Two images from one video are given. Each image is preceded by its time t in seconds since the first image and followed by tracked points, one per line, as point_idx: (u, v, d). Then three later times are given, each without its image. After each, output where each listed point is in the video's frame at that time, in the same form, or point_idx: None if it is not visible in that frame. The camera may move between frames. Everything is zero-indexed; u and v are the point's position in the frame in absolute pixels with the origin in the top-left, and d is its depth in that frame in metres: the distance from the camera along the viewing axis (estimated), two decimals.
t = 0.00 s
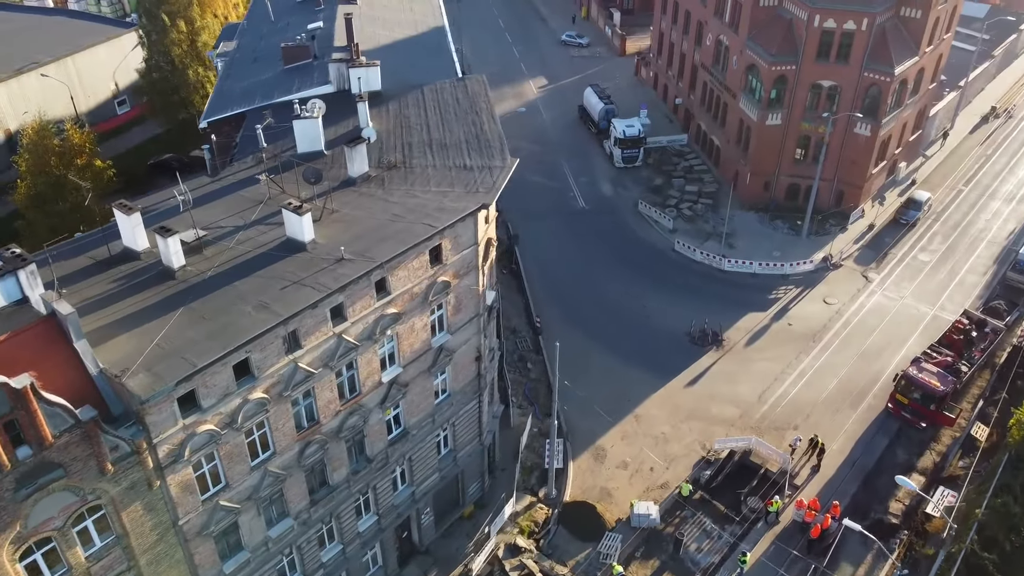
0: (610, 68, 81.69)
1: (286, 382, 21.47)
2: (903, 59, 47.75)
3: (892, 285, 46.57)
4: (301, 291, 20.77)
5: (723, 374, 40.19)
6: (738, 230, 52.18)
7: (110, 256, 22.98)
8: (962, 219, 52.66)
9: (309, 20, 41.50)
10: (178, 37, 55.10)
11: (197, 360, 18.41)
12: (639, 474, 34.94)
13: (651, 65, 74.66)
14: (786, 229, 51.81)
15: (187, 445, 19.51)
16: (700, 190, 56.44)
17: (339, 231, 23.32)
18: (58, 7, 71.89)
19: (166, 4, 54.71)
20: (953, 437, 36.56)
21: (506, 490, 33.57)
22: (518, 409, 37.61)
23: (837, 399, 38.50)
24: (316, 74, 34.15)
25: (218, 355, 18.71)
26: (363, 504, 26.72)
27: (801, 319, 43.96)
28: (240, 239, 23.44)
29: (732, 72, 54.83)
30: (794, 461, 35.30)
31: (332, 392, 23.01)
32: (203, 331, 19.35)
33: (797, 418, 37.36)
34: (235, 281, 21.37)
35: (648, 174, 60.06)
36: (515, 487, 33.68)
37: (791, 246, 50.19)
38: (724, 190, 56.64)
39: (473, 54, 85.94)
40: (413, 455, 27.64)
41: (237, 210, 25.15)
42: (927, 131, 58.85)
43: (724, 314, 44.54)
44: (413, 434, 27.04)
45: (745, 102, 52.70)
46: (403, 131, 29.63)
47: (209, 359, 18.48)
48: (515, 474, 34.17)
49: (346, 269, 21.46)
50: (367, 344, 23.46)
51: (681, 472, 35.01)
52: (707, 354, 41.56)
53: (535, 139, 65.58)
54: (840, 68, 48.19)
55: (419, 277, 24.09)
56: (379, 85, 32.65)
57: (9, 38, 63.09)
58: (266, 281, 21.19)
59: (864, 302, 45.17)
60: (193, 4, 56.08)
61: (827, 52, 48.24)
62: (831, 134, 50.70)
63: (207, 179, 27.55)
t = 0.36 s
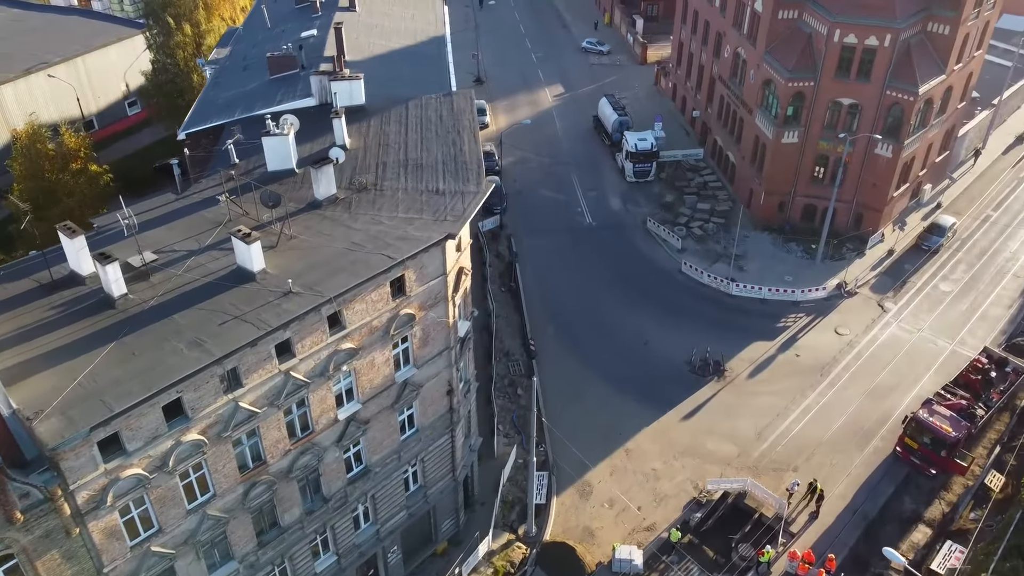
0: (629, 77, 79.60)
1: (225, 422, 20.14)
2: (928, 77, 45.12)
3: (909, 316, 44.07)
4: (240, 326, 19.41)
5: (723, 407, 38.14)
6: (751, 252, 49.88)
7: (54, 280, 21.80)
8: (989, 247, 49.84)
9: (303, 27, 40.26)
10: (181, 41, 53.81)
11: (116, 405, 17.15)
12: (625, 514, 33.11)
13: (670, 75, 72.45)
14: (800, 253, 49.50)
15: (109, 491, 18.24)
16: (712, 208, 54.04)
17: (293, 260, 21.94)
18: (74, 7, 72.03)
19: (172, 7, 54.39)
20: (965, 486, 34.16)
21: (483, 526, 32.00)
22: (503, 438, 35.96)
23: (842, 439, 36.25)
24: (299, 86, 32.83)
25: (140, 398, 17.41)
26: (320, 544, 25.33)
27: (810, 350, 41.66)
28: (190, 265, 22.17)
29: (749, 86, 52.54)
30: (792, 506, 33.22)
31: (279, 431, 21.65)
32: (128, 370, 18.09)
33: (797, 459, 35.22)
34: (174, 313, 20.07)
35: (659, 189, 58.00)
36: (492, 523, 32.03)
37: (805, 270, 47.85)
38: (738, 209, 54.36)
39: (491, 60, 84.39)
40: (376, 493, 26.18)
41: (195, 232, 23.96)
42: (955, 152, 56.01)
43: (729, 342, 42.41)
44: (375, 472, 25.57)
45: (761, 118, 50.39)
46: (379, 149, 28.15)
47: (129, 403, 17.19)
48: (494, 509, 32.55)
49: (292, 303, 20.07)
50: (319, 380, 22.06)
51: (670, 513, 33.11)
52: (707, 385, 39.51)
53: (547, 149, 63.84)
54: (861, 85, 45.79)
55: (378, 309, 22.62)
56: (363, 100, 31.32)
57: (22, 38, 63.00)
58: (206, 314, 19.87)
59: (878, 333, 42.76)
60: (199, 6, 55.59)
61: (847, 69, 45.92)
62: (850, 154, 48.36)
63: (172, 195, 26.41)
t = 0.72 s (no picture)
0: (647, 87, 77.48)
1: (157, 470, 18.79)
2: (954, 98, 42.48)
3: (927, 351, 41.59)
4: (172, 370, 18.06)
5: (722, 445, 36.12)
6: (762, 277, 47.63)
7: None
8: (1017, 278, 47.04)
9: (298, 36, 38.99)
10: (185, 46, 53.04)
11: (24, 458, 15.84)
12: (610, 559, 31.31)
13: (689, 86, 70.21)
14: (814, 279, 47.17)
15: (22, 547, 16.95)
16: (725, 228, 51.81)
17: (242, 294, 20.53)
18: (88, 7, 71.75)
19: (177, 11, 52.94)
20: (978, 542, 31.81)
21: (458, 568, 30.39)
22: (487, 471, 34.30)
23: (847, 484, 34.05)
24: (281, 99, 31.51)
25: (53, 450, 16.09)
26: None
27: (818, 385, 39.41)
28: (135, 296, 20.87)
29: (766, 103, 50.28)
30: (788, 558, 31.17)
31: (221, 477, 20.28)
32: (45, 417, 16.80)
33: (797, 505, 33.13)
34: (107, 351, 18.77)
35: (671, 206, 55.96)
36: (468, 565, 30.41)
37: (818, 298, 45.53)
38: (751, 230, 52.10)
39: (507, 67, 82.77)
40: (336, 537, 24.73)
41: (148, 257, 22.66)
42: (984, 175, 53.15)
43: (733, 373, 40.30)
44: (334, 516, 24.14)
45: (776, 136, 48.14)
46: (354, 171, 26.62)
47: (39, 456, 15.88)
48: (471, 549, 30.91)
49: (231, 345, 18.68)
50: (265, 424, 20.64)
51: (657, 560, 31.25)
52: (706, 420, 37.47)
53: (557, 161, 62.08)
54: (882, 105, 43.39)
55: (332, 348, 21.15)
56: (344, 116, 29.80)
57: (33, 38, 62.77)
58: (140, 354, 18.55)
59: (892, 369, 40.37)
60: (205, 9, 54.04)
61: (868, 87, 43.56)
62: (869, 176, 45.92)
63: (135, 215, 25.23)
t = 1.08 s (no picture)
0: (664, 99, 75.34)
1: (80, 529, 17.40)
2: (980, 122, 39.92)
3: (944, 390, 39.19)
4: (93, 426, 16.69)
5: (719, 488, 34.15)
6: (771, 304, 45.45)
7: None
8: None
9: (288, 48, 37.71)
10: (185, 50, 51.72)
11: None
12: None
13: (706, 99, 68.01)
14: (827, 308, 44.89)
15: None
16: (735, 251, 49.62)
17: (183, 337, 19.13)
18: (100, 10, 71.30)
19: (177, 16, 51.95)
20: None
21: None
22: (468, 510, 32.66)
23: (850, 537, 31.92)
24: (259, 117, 30.15)
25: None
26: None
27: (825, 425, 37.23)
28: (71, 335, 19.48)
29: (781, 121, 48.06)
30: None
31: (154, 533, 18.86)
32: None
33: (796, 558, 31.10)
34: (30, 399, 17.44)
35: (680, 226, 53.93)
36: None
37: (829, 330, 43.27)
38: (763, 254, 49.88)
39: (521, 75, 81.11)
40: None
41: (95, 291, 21.37)
42: (1013, 201, 50.40)
43: (734, 409, 38.25)
44: (287, 568, 22.65)
45: (790, 157, 45.93)
46: (323, 198, 25.09)
47: None
48: None
49: (160, 398, 17.28)
50: (204, 476, 19.17)
51: None
52: (703, 460, 35.52)
53: (565, 176, 60.32)
54: (902, 128, 41.07)
55: (280, 397, 19.63)
56: (322, 136, 28.23)
57: (41, 41, 62.35)
58: (64, 404, 17.21)
59: (905, 409, 38.04)
60: (207, 15, 52.88)
61: (887, 109, 41.26)
62: (888, 203, 43.56)
63: (92, 242, 24.00)
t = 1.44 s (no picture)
0: (678, 111, 73.20)
1: None
2: (1006, 148, 37.46)
3: (960, 434, 36.86)
4: None
5: (714, 536, 32.17)
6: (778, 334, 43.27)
7: None
8: None
9: (275, 61, 36.32)
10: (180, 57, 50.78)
11: None
12: None
13: (720, 113, 65.83)
14: (838, 340, 42.65)
15: None
16: (743, 276, 47.49)
17: (112, 389, 17.68)
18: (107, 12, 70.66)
19: (173, 23, 51.05)
20: None
21: None
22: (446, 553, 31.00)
23: None
24: (232, 137, 28.69)
25: None
26: None
27: (830, 469, 35.09)
28: None
29: (794, 142, 45.89)
30: None
31: None
32: None
33: None
34: None
35: (688, 247, 51.90)
36: None
37: (839, 363, 41.06)
38: (774, 279, 47.70)
39: (533, 84, 79.36)
40: None
41: (32, 329, 19.91)
42: None
43: (734, 449, 36.22)
44: None
45: (802, 180, 43.77)
46: (287, 228, 23.54)
47: None
48: None
49: (74, 462, 15.86)
50: (132, 540, 17.58)
51: None
52: (698, 504, 33.57)
53: (571, 191, 58.49)
54: (920, 153, 38.77)
55: (217, 454, 18.04)
56: (294, 160, 26.60)
57: (43, 44, 61.67)
58: None
59: (917, 454, 35.77)
60: (206, 22, 51.73)
61: (905, 132, 38.99)
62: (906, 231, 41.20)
63: (41, 272, 22.62)
